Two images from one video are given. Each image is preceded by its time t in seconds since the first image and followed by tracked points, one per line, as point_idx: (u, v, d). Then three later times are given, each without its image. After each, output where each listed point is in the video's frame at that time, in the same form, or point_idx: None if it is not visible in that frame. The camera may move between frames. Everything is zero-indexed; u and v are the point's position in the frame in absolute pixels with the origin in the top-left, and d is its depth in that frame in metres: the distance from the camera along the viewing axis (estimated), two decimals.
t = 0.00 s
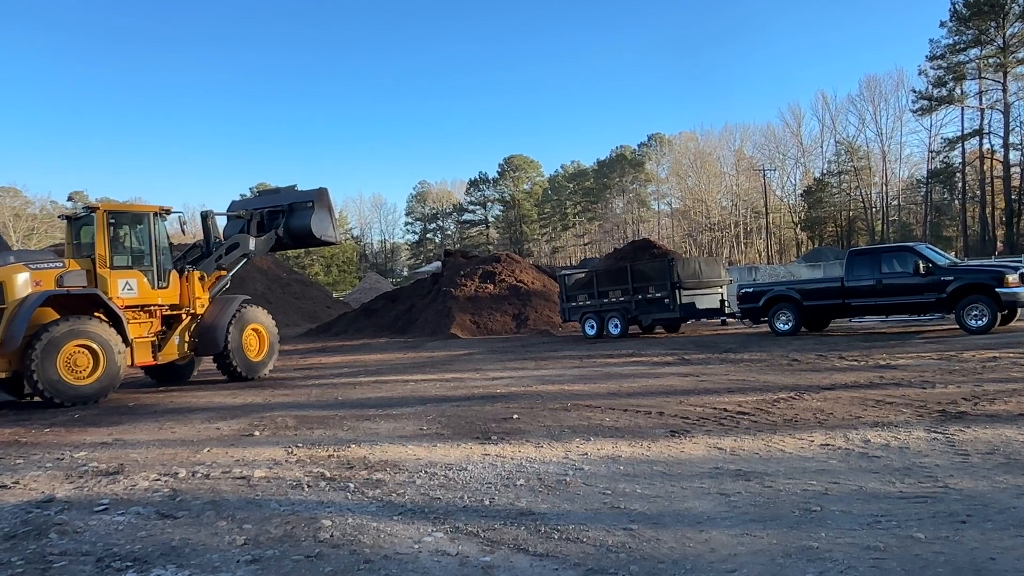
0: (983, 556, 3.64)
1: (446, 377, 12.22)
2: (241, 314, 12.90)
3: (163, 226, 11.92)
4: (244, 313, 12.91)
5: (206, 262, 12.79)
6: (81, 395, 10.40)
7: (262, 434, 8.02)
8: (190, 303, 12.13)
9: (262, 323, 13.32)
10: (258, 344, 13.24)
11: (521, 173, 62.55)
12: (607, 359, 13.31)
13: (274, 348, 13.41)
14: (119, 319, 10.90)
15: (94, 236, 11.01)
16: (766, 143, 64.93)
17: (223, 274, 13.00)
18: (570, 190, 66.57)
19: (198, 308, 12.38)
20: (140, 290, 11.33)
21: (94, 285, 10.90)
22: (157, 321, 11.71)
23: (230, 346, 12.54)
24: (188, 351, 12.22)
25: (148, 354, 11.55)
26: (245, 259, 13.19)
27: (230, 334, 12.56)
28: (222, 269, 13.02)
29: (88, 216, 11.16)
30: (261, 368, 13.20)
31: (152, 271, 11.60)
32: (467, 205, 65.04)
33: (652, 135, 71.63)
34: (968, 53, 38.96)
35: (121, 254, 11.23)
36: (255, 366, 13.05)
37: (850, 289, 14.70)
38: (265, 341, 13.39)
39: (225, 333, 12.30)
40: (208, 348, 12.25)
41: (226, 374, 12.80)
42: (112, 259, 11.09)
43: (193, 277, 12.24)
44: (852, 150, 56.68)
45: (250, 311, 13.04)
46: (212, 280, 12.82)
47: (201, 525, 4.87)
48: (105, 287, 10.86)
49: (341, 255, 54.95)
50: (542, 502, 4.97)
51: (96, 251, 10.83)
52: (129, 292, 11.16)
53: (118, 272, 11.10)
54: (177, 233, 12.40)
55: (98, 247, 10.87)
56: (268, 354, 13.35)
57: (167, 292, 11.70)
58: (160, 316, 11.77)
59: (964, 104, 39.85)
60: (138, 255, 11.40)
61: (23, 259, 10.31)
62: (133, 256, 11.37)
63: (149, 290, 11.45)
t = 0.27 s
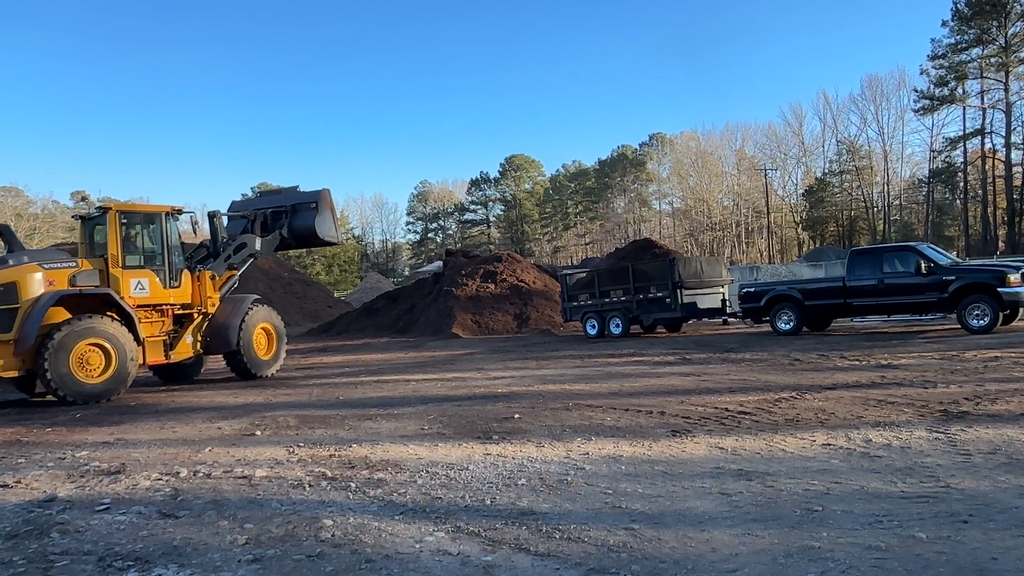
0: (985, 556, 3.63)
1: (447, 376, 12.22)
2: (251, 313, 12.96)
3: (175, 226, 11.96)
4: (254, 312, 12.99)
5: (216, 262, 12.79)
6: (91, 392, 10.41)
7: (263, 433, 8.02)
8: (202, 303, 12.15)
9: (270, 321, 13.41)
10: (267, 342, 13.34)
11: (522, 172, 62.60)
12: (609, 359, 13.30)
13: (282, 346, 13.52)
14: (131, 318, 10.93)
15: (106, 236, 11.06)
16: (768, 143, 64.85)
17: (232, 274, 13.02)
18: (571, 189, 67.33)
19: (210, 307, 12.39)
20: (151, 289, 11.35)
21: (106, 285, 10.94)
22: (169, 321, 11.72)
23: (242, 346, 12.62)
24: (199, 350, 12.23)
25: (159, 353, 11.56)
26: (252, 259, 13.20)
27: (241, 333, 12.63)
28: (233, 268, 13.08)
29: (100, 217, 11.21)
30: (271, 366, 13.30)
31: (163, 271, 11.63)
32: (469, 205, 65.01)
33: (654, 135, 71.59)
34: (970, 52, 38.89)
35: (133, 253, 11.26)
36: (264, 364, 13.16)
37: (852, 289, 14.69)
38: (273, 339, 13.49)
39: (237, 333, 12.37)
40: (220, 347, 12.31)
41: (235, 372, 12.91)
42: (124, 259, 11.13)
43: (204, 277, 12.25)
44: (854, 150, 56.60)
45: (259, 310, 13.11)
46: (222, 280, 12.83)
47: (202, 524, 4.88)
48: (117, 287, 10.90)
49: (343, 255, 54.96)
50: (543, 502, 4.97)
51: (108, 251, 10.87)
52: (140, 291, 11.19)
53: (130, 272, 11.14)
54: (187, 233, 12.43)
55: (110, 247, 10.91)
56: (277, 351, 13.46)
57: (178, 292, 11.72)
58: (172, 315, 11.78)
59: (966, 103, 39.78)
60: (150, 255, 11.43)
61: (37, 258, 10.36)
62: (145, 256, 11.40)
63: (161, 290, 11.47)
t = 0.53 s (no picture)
0: (987, 556, 3.63)
1: (450, 376, 12.22)
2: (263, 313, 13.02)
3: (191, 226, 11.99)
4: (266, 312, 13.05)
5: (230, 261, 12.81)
6: (111, 390, 10.47)
7: (265, 433, 8.02)
8: (217, 302, 12.17)
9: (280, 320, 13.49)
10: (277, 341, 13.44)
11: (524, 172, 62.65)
12: (611, 359, 13.30)
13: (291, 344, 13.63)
14: (148, 317, 10.98)
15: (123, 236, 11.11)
16: (770, 143, 64.83)
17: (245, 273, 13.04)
18: (573, 189, 65.92)
19: (225, 306, 12.41)
20: (168, 289, 11.38)
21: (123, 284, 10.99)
22: (185, 320, 11.76)
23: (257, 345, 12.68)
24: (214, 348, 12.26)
25: (176, 352, 11.61)
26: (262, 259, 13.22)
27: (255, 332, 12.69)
28: (246, 268, 13.06)
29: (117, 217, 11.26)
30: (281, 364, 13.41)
31: (180, 271, 11.66)
32: (471, 205, 65.01)
33: (656, 135, 71.59)
34: (972, 52, 38.89)
35: (150, 253, 11.31)
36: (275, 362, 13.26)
37: (854, 289, 14.67)
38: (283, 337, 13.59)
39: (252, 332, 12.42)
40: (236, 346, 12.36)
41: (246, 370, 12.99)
42: (141, 259, 11.18)
43: (219, 276, 12.28)
44: (856, 149, 56.60)
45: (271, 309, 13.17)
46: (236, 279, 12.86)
47: (204, 523, 4.88)
48: (134, 286, 10.95)
49: (345, 255, 54.99)
50: (545, 502, 4.96)
51: (125, 250, 10.93)
52: (158, 291, 11.22)
53: (147, 271, 11.18)
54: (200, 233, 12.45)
55: (127, 247, 10.96)
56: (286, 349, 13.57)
57: (194, 291, 11.75)
58: (188, 314, 11.80)
59: (968, 103, 39.76)
60: (166, 255, 11.48)
61: (55, 258, 10.44)
62: (161, 255, 11.45)
63: (177, 289, 11.50)
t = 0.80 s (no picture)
0: (989, 557, 3.63)
1: (453, 376, 12.23)
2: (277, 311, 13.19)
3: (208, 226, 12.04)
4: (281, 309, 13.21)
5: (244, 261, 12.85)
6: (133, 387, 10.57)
7: (267, 433, 8.03)
8: (235, 301, 12.24)
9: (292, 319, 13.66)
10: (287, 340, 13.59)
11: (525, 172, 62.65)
12: (613, 359, 13.29)
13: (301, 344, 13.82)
14: (170, 316, 11.06)
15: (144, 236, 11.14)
16: (772, 143, 64.80)
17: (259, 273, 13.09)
18: (575, 189, 65.58)
19: (241, 305, 12.48)
20: (188, 288, 11.43)
21: (145, 284, 11.03)
22: (205, 318, 11.81)
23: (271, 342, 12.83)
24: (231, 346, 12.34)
25: (196, 349, 11.68)
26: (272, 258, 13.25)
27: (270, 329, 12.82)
28: (259, 268, 13.10)
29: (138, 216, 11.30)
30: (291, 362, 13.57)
31: (199, 270, 11.72)
32: (472, 205, 65.01)
33: (658, 135, 71.55)
34: (974, 52, 38.83)
35: (170, 253, 11.35)
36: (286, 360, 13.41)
37: (856, 289, 14.66)
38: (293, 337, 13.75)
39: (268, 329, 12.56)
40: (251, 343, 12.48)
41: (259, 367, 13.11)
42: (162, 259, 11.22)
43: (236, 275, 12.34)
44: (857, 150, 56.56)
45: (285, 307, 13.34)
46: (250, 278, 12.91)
47: (206, 523, 4.89)
48: (157, 285, 10.99)
49: (346, 255, 55.02)
50: (547, 502, 4.97)
51: (147, 250, 10.96)
52: (179, 290, 11.27)
53: (168, 271, 11.22)
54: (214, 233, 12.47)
55: (149, 246, 10.99)
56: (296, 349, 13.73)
57: (213, 290, 11.82)
58: (207, 313, 11.86)
59: (970, 103, 39.68)
60: (186, 254, 11.52)
61: (78, 258, 10.50)
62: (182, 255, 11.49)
63: (198, 288, 11.55)
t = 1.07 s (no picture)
0: (991, 558, 3.62)
1: (455, 377, 12.24)
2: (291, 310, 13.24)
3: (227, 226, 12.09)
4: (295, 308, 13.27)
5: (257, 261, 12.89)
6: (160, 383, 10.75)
7: (268, 433, 8.04)
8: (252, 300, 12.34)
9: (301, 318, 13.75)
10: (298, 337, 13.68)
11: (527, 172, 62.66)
12: (615, 360, 13.27)
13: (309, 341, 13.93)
14: (195, 314, 11.16)
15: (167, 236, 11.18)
16: (774, 143, 64.73)
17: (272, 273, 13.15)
18: (578, 189, 66.83)
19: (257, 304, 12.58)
20: (211, 287, 11.51)
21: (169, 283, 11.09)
22: (226, 317, 11.90)
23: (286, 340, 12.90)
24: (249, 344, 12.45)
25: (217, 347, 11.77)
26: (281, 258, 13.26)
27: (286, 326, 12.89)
28: (272, 268, 13.14)
29: (159, 217, 11.33)
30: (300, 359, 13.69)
31: (220, 270, 11.79)
32: (474, 205, 65.02)
33: (659, 135, 71.54)
34: (976, 52, 38.78)
35: (193, 253, 11.41)
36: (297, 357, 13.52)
37: (858, 289, 14.64)
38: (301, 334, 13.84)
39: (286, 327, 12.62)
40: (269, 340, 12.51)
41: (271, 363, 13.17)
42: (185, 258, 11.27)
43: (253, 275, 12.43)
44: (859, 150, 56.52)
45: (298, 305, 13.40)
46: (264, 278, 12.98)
47: (208, 523, 4.90)
48: (182, 284, 11.06)
49: (348, 255, 55.07)
50: (548, 503, 4.97)
51: (172, 250, 11.01)
52: (203, 289, 11.34)
53: (191, 271, 11.28)
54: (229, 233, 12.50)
55: (173, 246, 11.05)
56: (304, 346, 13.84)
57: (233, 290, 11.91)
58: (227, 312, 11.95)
59: (972, 104, 39.61)
60: (208, 254, 11.58)
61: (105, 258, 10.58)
62: (204, 255, 11.55)
63: (219, 287, 11.64)
